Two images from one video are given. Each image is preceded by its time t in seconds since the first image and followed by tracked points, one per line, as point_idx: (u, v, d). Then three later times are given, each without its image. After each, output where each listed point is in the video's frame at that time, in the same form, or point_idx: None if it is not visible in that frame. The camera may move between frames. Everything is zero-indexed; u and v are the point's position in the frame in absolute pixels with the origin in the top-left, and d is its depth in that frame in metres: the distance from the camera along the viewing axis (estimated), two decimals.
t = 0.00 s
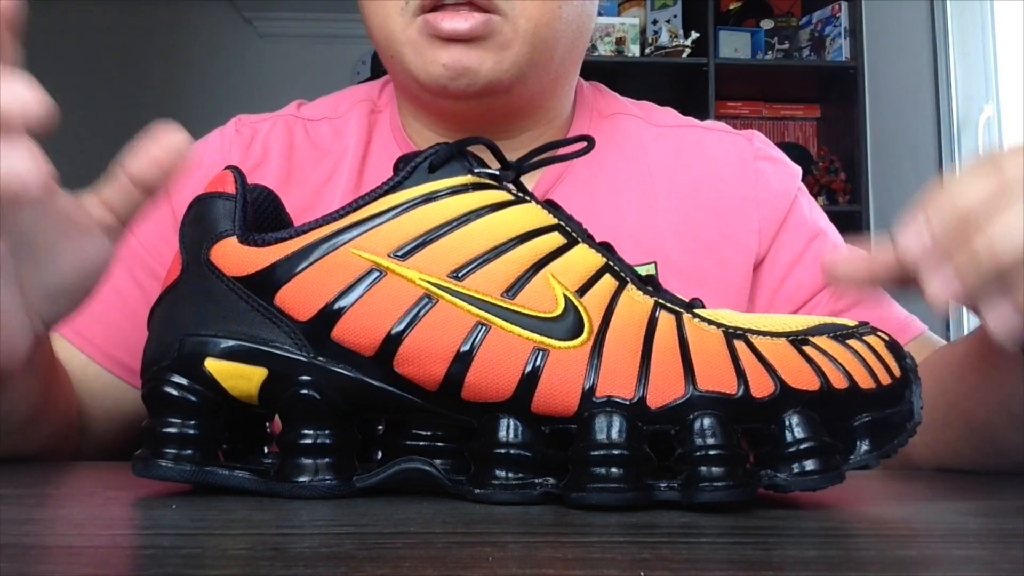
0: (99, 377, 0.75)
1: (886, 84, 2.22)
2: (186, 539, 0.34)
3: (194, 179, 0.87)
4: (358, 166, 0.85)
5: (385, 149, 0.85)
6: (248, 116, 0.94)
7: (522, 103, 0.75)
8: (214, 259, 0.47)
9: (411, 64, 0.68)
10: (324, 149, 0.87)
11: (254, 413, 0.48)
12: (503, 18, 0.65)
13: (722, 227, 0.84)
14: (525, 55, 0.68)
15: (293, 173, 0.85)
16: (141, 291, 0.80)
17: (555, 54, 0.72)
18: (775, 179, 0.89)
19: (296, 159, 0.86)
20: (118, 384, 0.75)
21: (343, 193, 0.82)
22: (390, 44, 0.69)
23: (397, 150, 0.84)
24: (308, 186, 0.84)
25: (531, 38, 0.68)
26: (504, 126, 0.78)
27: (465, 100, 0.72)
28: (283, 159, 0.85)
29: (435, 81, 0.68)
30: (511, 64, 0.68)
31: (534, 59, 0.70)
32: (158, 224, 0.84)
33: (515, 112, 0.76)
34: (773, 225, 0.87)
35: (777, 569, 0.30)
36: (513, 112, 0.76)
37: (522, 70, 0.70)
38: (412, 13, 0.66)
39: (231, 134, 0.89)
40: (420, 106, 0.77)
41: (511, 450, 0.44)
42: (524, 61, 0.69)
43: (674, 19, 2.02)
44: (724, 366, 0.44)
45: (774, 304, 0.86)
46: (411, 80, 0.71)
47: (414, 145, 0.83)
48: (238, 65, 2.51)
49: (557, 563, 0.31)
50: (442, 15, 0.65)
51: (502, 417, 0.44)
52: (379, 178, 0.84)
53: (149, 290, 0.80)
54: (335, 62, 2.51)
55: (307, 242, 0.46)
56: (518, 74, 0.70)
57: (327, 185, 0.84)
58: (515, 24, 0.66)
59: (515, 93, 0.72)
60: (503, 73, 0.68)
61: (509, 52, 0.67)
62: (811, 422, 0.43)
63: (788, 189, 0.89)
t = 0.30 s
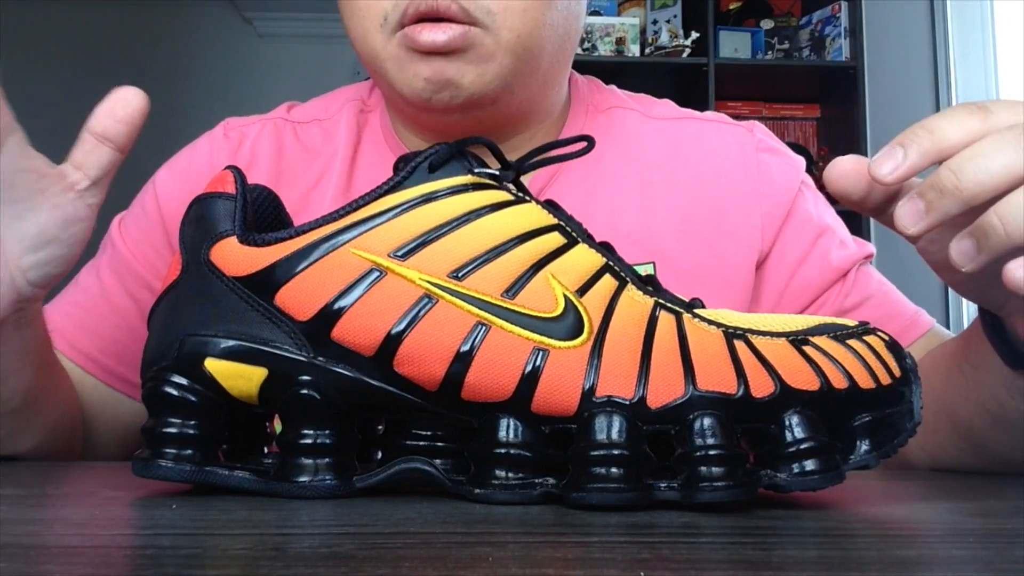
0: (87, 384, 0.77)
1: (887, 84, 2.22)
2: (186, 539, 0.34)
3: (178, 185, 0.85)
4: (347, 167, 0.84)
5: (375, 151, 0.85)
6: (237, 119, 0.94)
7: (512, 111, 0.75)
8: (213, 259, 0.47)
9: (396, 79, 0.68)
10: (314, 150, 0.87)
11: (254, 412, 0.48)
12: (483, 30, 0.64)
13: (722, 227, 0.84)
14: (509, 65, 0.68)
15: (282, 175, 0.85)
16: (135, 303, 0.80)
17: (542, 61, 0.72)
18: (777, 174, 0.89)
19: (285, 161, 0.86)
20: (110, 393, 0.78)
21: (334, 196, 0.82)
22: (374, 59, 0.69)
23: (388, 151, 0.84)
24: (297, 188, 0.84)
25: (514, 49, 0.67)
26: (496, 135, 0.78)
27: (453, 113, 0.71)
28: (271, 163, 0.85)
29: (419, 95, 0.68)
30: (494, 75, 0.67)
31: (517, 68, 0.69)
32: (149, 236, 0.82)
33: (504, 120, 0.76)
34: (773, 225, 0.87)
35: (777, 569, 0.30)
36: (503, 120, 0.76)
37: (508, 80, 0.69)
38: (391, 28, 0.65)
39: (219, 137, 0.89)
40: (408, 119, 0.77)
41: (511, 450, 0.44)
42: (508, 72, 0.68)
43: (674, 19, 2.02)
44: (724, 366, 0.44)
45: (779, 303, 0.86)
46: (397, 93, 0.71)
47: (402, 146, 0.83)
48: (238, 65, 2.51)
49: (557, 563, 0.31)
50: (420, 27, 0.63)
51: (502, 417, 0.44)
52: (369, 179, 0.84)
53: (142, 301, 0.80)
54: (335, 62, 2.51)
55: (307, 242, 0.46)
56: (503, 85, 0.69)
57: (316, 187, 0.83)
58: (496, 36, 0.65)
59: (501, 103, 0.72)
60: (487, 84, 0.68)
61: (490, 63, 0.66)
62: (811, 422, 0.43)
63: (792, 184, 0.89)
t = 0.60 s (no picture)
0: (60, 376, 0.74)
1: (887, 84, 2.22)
2: (186, 539, 0.34)
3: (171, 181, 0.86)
4: (340, 166, 0.84)
5: (368, 150, 0.85)
6: (230, 113, 0.94)
7: (508, 115, 0.75)
8: (213, 259, 0.47)
9: (388, 85, 0.68)
10: (306, 148, 0.87)
11: (253, 412, 0.48)
12: (475, 37, 0.64)
13: (722, 226, 0.84)
14: (502, 71, 0.68)
15: (273, 172, 0.85)
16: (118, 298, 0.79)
17: (537, 66, 0.72)
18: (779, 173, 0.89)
19: (276, 158, 0.86)
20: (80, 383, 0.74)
21: (326, 196, 0.82)
22: (367, 65, 0.69)
23: (380, 151, 0.84)
24: (289, 186, 0.84)
25: (507, 54, 0.67)
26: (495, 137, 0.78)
27: (448, 120, 0.71)
28: (261, 159, 0.84)
29: (410, 101, 0.68)
30: (487, 82, 0.67)
31: (511, 76, 0.69)
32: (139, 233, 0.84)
33: (500, 125, 0.76)
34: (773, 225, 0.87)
35: (777, 569, 0.30)
36: (499, 125, 0.76)
37: (501, 85, 0.69)
38: (382, 34, 0.65)
39: (210, 133, 0.89)
40: (400, 121, 0.77)
41: (511, 450, 0.44)
42: (500, 79, 0.68)
43: (674, 19, 2.02)
44: (724, 366, 0.44)
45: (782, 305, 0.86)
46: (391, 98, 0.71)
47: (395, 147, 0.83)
48: (238, 65, 2.51)
49: (557, 563, 0.31)
50: (411, 34, 0.63)
51: (502, 417, 0.44)
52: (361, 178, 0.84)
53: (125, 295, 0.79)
54: (334, 62, 2.51)
55: (307, 242, 0.46)
56: (495, 92, 0.69)
57: (308, 187, 0.83)
58: (489, 42, 0.65)
59: (495, 110, 0.72)
60: (479, 91, 0.68)
61: (482, 70, 0.66)
62: (811, 422, 0.43)
63: (794, 182, 0.89)
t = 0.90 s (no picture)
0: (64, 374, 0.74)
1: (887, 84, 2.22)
2: (186, 539, 0.34)
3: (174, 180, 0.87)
4: (342, 167, 0.84)
5: (370, 150, 0.85)
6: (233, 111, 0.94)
7: (509, 114, 0.75)
8: (213, 259, 0.47)
9: (389, 82, 0.68)
10: (309, 147, 0.87)
11: (253, 412, 0.48)
12: (477, 34, 0.64)
13: (722, 226, 0.84)
14: (504, 69, 0.68)
15: (276, 172, 0.85)
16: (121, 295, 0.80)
17: (539, 64, 0.72)
18: (780, 172, 0.89)
19: (279, 157, 0.86)
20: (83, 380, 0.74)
21: (328, 197, 0.82)
22: (369, 61, 0.69)
23: (382, 151, 0.84)
24: (291, 187, 0.84)
25: (509, 52, 0.67)
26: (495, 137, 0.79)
27: (449, 117, 0.72)
28: (264, 158, 0.85)
29: (412, 99, 0.68)
30: (489, 80, 0.67)
31: (513, 75, 0.70)
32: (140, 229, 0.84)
33: (502, 123, 0.76)
34: (773, 225, 0.87)
35: (777, 569, 0.30)
36: (501, 123, 0.76)
37: (503, 83, 0.69)
38: (385, 31, 0.66)
39: (213, 132, 0.89)
40: (402, 119, 0.77)
41: (511, 450, 0.44)
42: (502, 78, 0.68)
43: (674, 19, 2.02)
44: (725, 367, 0.44)
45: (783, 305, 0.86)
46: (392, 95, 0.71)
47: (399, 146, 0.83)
48: (238, 65, 2.51)
49: (557, 563, 0.31)
50: (413, 32, 0.64)
51: (502, 417, 0.44)
52: (363, 178, 0.84)
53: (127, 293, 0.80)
54: (334, 62, 2.51)
55: (307, 242, 0.46)
56: (498, 89, 0.69)
57: (310, 188, 0.84)
58: (490, 39, 0.65)
59: (497, 108, 0.73)
60: (481, 90, 0.68)
61: (485, 68, 0.66)
62: (811, 422, 0.43)
63: (794, 181, 0.89)
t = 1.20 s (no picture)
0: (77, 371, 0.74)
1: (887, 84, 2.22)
2: (186, 539, 0.34)
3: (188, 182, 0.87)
4: (351, 166, 0.84)
5: (378, 150, 0.85)
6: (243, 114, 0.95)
7: (516, 113, 0.75)
8: (213, 259, 0.47)
9: (401, 79, 0.68)
10: (318, 148, 0.87)
11: (254, 412, 0.48)
12: (493, 35, 0.65)
13: (722, 226, 0.84)
14: (517, 70, 0.68)
15: (286, 172, 0.85)
16: (133, 293, 0.79)
17: (548, 64, 0.72)
18: (777, 174, 0.90)
19: (289, 159, 0.86)
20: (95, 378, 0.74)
21: (337, 194, 0.82)
22: (380, 57, 0.69)
23: (391, 150, 0.84)
24: (300, 186, 0.83)
25: (522, 53, 0.67)
26: (499, 138, 0.79)
27: (457, 115, 0.72)
28: (275, 159, 0.85)
29: (426, 99, 0.68)
30: (502, 80, 0.68)
31: (525, 70, 0.69)
32: (153, 230, 0.84)
33: (509, 122, 0.76)
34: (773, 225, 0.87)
35: (777, 569, 0.30)
36: (508, 122, 0.76)
37: (513, 83, 0.69)
38: (400, 32, 0.66)
39: (224, 133, 0.89)
40: (414, 117, 0.77)
41: (511, 450, 0.44)
42: (515, 75, 0.69)
43: (674, 19, 2.02)
44: (724, 367, 0.44)
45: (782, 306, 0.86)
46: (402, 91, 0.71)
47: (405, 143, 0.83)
48: (238, 65, 2.51)
49: (557, 563, 0.31)
50: (429, 36, 0.64)
51: (502, 417, 0.44)
52: (373, 177, 0.84)
53: (139, 291, 0.80)
54: (334, 62, 2.51)
55: (307, 242, 0.46)
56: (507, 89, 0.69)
57: (319, 186, 0.83)
58: (505, 41, 0.66)
59: (508, 105, 0.72)
60: (494, 90, 0.68)
61: (499, 68, 0.67)
62: (811, 422, 0.43)
63: (793, 183, 0.90)
